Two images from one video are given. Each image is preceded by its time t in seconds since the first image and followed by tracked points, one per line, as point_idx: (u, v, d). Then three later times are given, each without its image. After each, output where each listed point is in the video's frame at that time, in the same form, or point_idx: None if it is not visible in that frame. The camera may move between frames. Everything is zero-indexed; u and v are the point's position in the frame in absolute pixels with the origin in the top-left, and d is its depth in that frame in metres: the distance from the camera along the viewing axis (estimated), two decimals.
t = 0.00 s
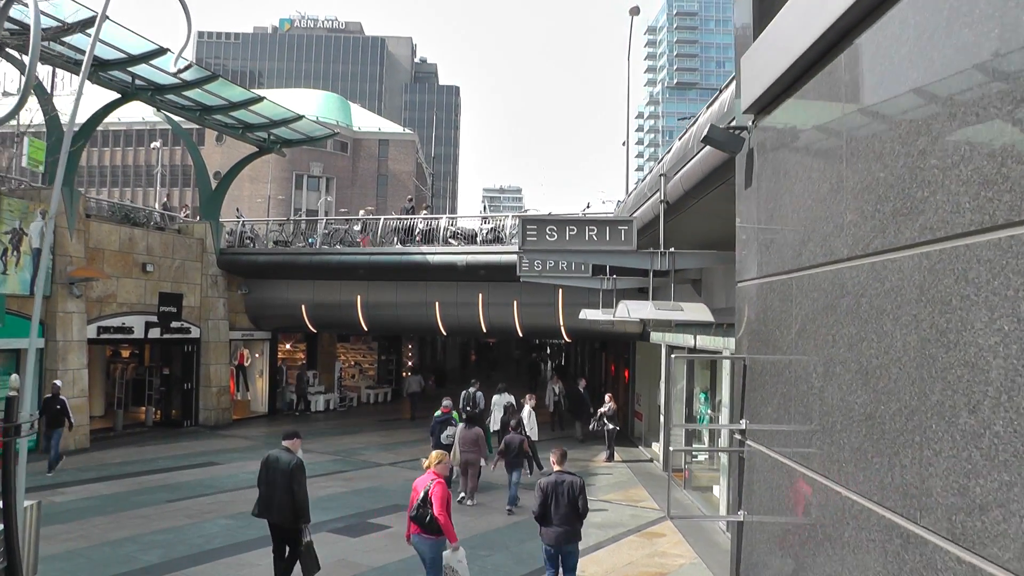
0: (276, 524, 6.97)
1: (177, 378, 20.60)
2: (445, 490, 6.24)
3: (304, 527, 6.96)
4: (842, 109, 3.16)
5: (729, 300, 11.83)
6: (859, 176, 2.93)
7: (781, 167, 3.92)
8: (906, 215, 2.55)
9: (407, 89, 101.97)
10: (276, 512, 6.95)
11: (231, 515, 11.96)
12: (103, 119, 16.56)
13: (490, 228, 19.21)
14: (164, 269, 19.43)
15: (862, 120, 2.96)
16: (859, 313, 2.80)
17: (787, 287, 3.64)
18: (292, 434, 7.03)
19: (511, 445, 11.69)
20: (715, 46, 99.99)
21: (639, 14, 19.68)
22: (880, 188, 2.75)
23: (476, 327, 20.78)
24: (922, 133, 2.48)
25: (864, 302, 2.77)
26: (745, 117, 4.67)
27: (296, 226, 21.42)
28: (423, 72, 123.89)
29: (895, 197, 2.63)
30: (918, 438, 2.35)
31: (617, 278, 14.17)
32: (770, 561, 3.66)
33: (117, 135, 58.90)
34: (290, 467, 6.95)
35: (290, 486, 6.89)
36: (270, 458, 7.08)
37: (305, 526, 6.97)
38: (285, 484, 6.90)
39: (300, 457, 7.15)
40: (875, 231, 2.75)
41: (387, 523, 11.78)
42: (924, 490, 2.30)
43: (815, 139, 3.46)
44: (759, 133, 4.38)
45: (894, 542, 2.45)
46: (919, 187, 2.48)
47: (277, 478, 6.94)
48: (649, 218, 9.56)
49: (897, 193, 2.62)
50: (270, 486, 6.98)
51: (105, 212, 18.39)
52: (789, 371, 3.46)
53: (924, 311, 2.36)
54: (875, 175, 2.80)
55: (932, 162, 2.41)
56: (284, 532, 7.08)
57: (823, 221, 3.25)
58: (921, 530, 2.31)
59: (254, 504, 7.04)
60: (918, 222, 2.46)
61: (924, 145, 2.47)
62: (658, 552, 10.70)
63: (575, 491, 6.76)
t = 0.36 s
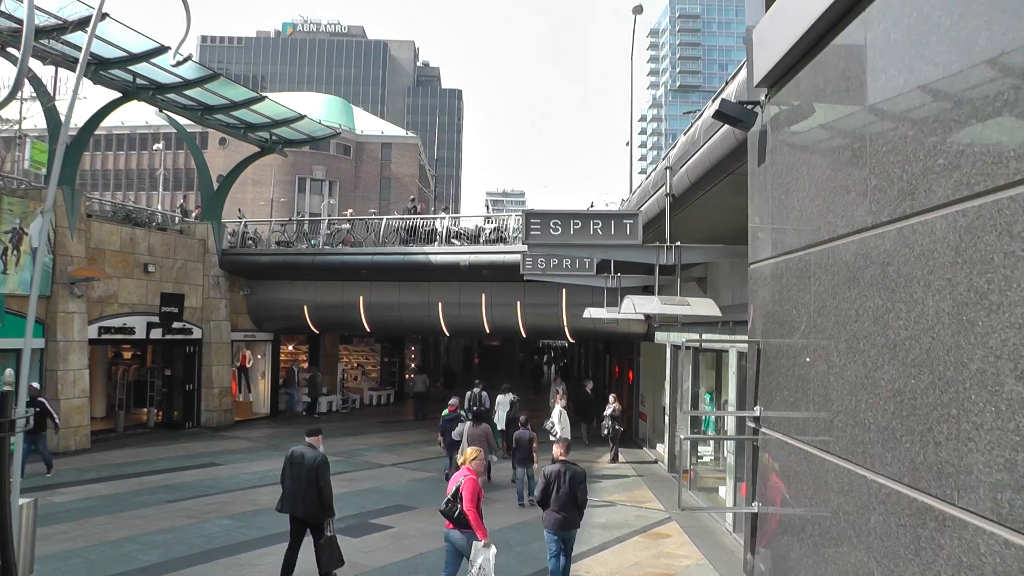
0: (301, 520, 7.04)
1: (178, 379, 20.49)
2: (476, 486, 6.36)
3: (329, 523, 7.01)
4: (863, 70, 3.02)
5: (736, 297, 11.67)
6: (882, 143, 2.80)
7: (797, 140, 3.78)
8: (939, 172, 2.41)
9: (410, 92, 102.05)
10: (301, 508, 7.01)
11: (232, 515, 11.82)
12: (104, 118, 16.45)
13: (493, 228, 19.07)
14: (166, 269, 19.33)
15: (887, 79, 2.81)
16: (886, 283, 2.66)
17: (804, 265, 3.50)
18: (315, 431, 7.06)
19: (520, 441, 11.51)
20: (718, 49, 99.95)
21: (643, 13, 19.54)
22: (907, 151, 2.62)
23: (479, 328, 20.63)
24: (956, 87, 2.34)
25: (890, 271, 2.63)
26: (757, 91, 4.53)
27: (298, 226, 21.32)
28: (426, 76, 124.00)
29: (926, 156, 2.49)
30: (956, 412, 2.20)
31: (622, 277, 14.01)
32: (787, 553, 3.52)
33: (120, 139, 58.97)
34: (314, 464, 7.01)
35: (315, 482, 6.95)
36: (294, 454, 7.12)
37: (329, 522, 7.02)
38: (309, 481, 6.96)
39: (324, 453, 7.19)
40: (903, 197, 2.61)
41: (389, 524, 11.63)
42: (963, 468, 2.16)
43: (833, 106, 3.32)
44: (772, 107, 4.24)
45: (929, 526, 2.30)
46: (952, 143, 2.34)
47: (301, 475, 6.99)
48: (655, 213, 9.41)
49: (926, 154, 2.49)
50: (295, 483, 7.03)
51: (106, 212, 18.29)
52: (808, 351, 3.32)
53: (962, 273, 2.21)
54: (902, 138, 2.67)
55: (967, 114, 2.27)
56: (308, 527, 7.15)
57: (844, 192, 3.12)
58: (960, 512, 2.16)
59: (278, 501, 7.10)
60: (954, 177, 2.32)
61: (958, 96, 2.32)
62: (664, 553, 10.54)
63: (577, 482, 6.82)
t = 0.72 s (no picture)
0: (337, 511, 7.82)
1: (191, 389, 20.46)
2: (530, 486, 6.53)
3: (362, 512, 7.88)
4: (898, 34, 2.90)
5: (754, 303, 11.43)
6: (921, 111, 2.69)
7: (825, 119, 3.67)
8: (985, 132, 2.29)
9: (424, 105, 102.37)
10: (338, 500, 7.83)
11: (244, 524, 11.69)
12: (117, 127, 16.51)
13: (507, 235, 18.93)
14: (179, 278, 19.33)
15: (927, 41, 2.67)
16: (928, 257, 2.55)
17: (836, 248, 3.39)
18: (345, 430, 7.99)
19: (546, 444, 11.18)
20: (732, 59, 99.66)
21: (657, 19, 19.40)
22: (949, 115, 2.50)
23: (493, 337, 20.47)
24: (1001, 41, 2.23)
25: (933, 245, 2.52)
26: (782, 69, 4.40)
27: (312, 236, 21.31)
28: (439, 88, 124.40)
29: (969, 117, 2.38)
30: (1009, 388, 2.06)
31: (638, 283, 13.81)
32: (818, 551, 3.38)
33: (136, 152, 59.46)
34: (349, 459, 7.91)
35: (352, 474, 7.83)
36: (328, 452, 8.00)
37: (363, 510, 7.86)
38: (346, 473, 7.84)
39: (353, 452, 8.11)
40: (944, 165, 2.50)
41: (402, 533, 11.46)
42: (1017, 450, 2.02)
43: (867, 76, 3.19)
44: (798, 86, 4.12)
45: (980, 514, 2.16)
46: (998, 100, 2.22)
47: (338, 469, 7.85)
48: (672, 215, 9.23)
49: (970, 117, 2.37)
50: (331, 477, 7.87)
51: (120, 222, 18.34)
52: (842, 337, 3.20)
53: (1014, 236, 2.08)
54: (945, 101, 2.54)
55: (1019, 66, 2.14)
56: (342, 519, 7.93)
57: (880, 167, 3.00)
58: (1014, 498, 2.02)
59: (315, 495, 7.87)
60: (1002, 134, 2.19)
61: (1009, 47, 2.18)
62: (682, 562, 10.30)
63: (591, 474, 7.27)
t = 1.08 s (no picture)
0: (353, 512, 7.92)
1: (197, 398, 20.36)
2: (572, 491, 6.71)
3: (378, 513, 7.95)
4: None
5: (767, 307, 11.23)
6: (953, 72, 2.54)
7: (847, 95, 3.52)
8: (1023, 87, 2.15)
9: (432, 116, 102.81)
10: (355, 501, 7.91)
11: (248, 532, 11.53)
12: (124, 133, 16.49)
13: (515, 242, 18.77)
14: (185, 286, 19.25)
15: None
16: (965, 226, 2.40)
17: (862, 227, 3.25)
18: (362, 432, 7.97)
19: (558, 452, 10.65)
20: (741, 70, 99.60)
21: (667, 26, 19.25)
22: (987, 71, 2.34)
23: (502, 345, 20.29)
24: None
25: (970, 213, 2.37)
26: (801, 47, 4.25)
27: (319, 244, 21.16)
28: (449, 99, 125.03)
29: (1007, 75, 2.23)
30: None
31: (648, 288, 13.60)
32: (843, 547, 3.22)
33: (146, 164, 59.77)
34: (365, 462, 7.92)
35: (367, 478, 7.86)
36: (346, 453, 8.04)
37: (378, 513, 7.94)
38: (362, 476, 7.87)
39: (371, 452, 8.11)
40: (979, 126, 2.35)
41: (409, 541, 11.27)
42: None
43: (894, 43, 3.04)
44: (819, 63, 3.98)
45: None
46: None
47: (354, 471, 7.88)
48: (683, 217, 9.03)
49: (1010, 70, 2.22)
50: (349, 478, 7.95)
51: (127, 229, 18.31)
52: (869, 319, 3.05)
53: None
54: (981, 60, 2.39)
55: None
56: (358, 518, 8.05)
57: (909, 136, 2.85)
58: None
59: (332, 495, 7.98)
60: None
61: None
62: (693, 571, 10.10)
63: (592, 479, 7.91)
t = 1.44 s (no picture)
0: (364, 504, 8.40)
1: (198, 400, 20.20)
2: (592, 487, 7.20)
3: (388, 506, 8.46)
4: None
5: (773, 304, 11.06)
6: (988, 15, 2.42)
7: (867, 58, 3.39)
8: None
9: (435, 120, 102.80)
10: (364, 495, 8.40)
11: (248, 533, 11.38)
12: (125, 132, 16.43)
13: (518, 242, 18.62)
14: (186, 287, 19.13)
15: None
16: (997, 180, 2.30)
17: (885, 192, 3.15)
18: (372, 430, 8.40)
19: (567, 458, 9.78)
20: (744, 74, 99.52)
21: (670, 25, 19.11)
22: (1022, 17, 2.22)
23: (505, 346, 20.13)
24: None
25: (1005, 162, 2.26)
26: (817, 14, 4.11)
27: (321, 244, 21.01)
28: (452, 104, 125.03)
29: None
30: None
31: (653, 286, 13.45)
32: (866, 532, 3.12)
33: (149, 168, 59.74)
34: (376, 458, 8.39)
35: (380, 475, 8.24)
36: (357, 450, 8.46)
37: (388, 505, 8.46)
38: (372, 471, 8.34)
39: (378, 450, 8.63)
40: (1016, 68, 2.23)
41: (411, 542, 11.11)
42: None
43: None
44: (836, 29, 3.84)
45: None
46: None
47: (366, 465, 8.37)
48: (688, 211, 8.87)
49: None
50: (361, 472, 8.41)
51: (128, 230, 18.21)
52: (893, 291, 2.96)
53: None
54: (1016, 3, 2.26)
55: None
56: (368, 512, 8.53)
57: (935, 91, 2.74)
58: None
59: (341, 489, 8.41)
60: None
61: None
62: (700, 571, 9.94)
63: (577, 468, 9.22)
